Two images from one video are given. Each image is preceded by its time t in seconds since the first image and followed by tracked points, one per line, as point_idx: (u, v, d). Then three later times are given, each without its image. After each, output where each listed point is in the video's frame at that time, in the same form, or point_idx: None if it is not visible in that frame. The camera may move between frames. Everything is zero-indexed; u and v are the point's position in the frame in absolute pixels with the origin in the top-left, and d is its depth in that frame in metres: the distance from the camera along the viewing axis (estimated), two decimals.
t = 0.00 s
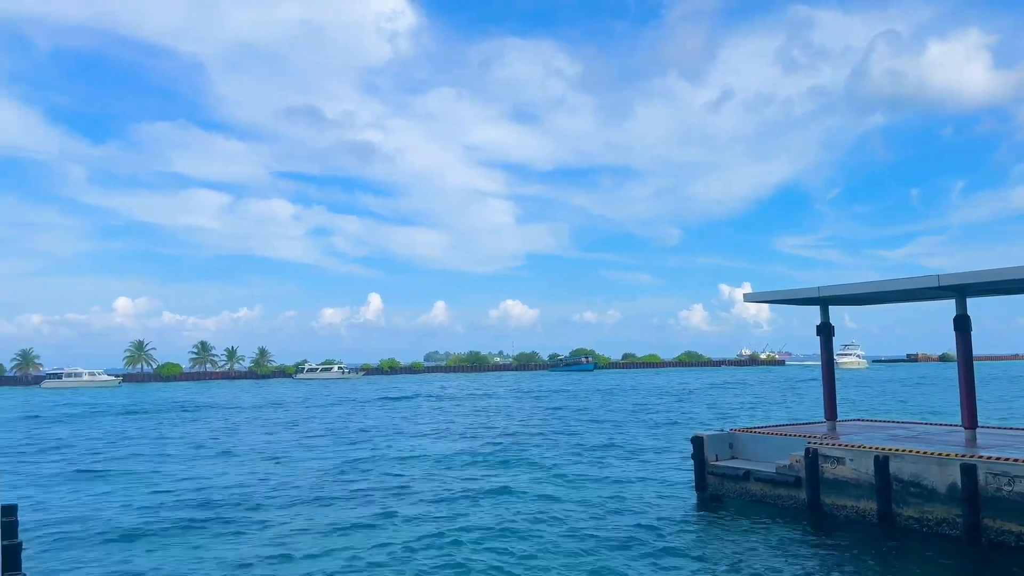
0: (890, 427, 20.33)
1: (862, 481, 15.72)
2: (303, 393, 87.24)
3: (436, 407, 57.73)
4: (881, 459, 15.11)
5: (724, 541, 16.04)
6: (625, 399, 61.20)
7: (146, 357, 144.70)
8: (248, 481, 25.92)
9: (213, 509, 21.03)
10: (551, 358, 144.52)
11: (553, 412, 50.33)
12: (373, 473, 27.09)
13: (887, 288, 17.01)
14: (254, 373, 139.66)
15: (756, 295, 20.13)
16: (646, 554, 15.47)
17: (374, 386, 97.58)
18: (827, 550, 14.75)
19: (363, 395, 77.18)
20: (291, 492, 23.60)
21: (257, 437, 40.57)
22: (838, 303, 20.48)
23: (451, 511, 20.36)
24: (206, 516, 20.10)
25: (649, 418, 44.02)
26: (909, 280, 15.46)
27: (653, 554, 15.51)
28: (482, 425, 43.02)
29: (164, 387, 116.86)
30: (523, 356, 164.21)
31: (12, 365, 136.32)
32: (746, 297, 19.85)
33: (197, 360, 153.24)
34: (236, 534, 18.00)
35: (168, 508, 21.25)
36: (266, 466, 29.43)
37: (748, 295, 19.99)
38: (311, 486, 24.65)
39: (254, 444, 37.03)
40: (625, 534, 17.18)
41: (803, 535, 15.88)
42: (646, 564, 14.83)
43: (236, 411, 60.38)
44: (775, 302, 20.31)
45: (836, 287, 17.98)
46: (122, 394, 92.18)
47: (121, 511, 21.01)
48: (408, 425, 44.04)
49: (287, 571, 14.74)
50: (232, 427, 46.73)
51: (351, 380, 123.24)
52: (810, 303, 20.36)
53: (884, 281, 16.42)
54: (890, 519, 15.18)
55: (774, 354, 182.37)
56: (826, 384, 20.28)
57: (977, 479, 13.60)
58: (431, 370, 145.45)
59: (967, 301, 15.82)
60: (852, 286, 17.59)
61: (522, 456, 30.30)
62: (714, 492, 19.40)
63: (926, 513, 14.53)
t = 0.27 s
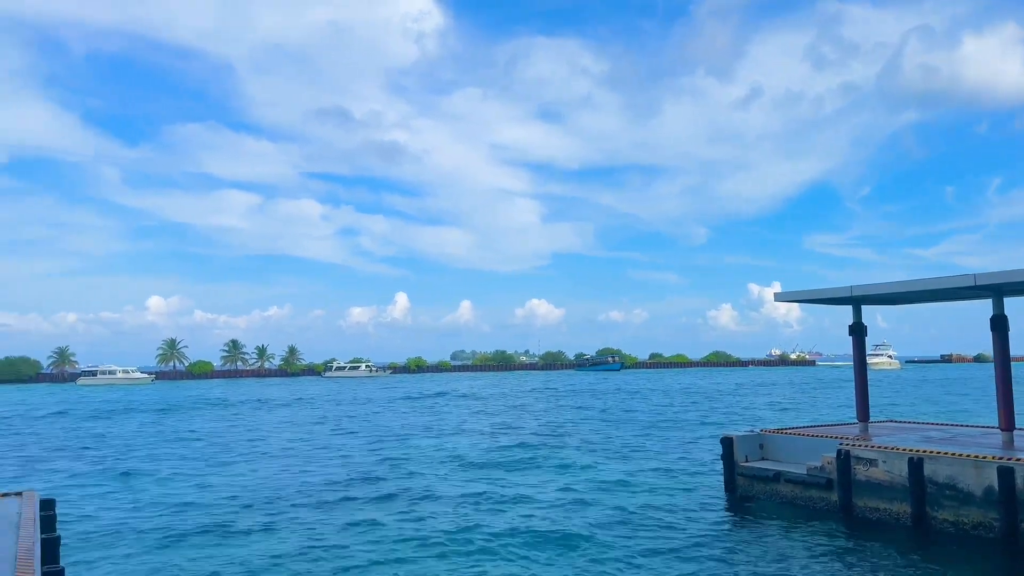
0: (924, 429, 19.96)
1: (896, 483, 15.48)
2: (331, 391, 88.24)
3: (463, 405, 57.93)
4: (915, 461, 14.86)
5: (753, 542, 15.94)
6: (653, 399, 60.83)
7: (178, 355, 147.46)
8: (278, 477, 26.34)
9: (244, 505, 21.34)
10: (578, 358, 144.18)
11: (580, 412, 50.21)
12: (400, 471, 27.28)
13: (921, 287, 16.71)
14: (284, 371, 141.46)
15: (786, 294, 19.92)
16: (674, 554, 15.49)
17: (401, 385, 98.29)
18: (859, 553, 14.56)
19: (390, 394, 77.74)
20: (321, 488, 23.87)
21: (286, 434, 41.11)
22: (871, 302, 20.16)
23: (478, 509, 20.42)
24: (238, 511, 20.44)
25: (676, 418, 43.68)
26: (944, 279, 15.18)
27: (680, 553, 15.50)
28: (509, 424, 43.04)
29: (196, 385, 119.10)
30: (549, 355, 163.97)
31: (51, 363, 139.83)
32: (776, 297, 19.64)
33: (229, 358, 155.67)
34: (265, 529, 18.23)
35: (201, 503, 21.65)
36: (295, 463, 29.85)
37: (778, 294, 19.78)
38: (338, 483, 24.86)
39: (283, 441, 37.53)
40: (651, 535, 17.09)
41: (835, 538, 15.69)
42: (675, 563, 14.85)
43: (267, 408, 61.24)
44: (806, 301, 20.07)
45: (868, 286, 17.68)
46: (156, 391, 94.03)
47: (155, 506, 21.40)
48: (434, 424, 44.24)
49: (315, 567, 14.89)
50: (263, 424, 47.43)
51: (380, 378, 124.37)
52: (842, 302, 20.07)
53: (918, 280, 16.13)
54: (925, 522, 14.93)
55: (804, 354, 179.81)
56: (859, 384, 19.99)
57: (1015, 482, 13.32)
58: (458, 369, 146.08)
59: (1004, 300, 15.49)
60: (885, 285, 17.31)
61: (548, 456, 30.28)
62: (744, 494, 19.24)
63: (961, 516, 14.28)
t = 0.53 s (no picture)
0: (963, 431, 19.56)
1: (934, 485, 15.20)
2: (362, 389, 89.04)
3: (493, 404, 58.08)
4: (954, 463, 14.58)
5: (786, 544, 15.79)
6: (684, 399, 60.36)
7: (213, 353, 150.08)
8: (311, 474, 26.72)
9: (277, 501, 21.68)
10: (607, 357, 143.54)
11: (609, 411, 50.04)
12: (431, 469, 27.48)
13: (960, 286, 16.37)
14: (316, 369, 143.16)
15: (820, 293, 19.66)
16: (705, 554, 15.44)
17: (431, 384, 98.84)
18: (896, 557, 14.33)
19: (420, 392, 78.22)
20: (353, 486, 24.16)
21: (318, 432, 41.66)
22: (908, 301, 19.81)
23: (508, 508, 20.47)
24: (272, 507, 20.80)
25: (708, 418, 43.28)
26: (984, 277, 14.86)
27: (711, 554, 15.44)
28: (538, 423, 43.07)
29: (230, 382, 121.15)
30: (579, 354, 163.52)
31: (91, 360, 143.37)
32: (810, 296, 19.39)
33: (262, 357, 157.99)
34: (297, 526, 18.46)
35: (236, 500, 22.07)
36: (327, 460, 30.26)
37: (812, 293, 19.53)
38: (369, 481, 25.06)
39: (316, 439, 38.03)
40: (680, 536, 16.96)
41: (871, 541, 15.46)
42: (706, 564, 14.79)
43: (299, 406, 62.08)
44: (840, 300, 19.79)
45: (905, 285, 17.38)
46: (191, 390, 95.87)
47: (192, 502, 21.81)
48: (465, 423, 44.42)
49: (344, 564, 15.02)
50: (295, 422, 48.09)
51: (410, 376, 125.26)
52: (878, 301, 19.75)
53: (956, 279, 15.82)
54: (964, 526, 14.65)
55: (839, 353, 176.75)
56: (895, 384, 19.66)
57: None
58: (487, 367, 146.46)
59: None
60: (922, 284, 17.00)
61: (578, 455, 30.23)
62: (777, 495, 19.04)
63: (1002, 520, 13.99)
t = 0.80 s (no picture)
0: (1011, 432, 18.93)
1: (978, 487, 14.74)
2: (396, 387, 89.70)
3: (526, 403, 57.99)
4: (999, 465, 14.12)
5: (823, 546, 15.47)
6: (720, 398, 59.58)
7: (251, 351, 152.68)
8: (345, 471, 26.97)
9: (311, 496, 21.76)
10: (641, 356, 142.46)
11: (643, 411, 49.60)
12: (463, 467, 27.52)
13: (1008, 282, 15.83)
14: (350, 367, 144.71)
15: (860, 290, 19.21)
16: (739, 555, 15.20)
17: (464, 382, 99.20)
18: (938, 560, 13.93)
19: (453, 390, 78.53)
20: (386, 483, 24.30)
21: (353, 430, 42.05)
22: (952, 298, 19.23)
23: (539, 507, 20.36)
24: (306, 503, 21.04)
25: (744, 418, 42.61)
26: None
27: (746, 555, 15.20)
28: (571, 423, 42.87)
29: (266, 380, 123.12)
30: (612, 353, 162.58)
31: (133, 358, 147.02)
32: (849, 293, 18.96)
33: (298, 354, 160.39)
34: (330, 522, 18.50)
35: (272, 495, 22.37)
36: (361, 457, 30.51)
37: (851, 291, 19.09)
38: (402, 479, 25.08)
39: (350, 437, 38.39)
40: (714, 538, 16.62)
41: (912, 543, 15.07)
42: (740, 564, 14.56)
43: (335, 404, 62.76)
44: (881, 297, 19.31)
45: (949, 282, 16.88)
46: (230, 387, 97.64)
47: (231, 497, 22.06)
48: (497, 421, 44.43)
49: (375, 561, 14.99)
50: (330, 420, 48.64)
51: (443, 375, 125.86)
52: (920, 298, 19.22)
53: (1003, 275, 15.30)
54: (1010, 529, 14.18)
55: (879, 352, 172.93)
56: (939, 383, 19.12)
57: None
58: (520, 366, 146.45)
59: None
60: (968, 280, 16.49)
61: (611, 455, 29.98)
62: (815, 496, 18.65)
63: None
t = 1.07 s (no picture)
0: None
1: None
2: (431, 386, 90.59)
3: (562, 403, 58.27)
4: None
5: (865, 543, 15.63)
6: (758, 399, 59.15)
7: (289, 350, 155.42)
8: (388, 465, 27.67)
9: (355, 485, 22.43)
10: (676, 356, 141.47)
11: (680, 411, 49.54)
12: (503, 461, 28.03)
13: None
14: (386, 367, 146.36)
15: (903, 289, 19.26)
16: (781, 545, 15.42)
17: (499, 381, 99.76)
18: (988, 562, 14.04)
19: (488, 390, 79.09)
20: (429, 474, 24.90)
21: (393, 427, 42.87)
22: (998, 297, 19.19)
23: (580, 495, 20.74)
24: (354, 492, 21.74)
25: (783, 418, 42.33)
26: None
27: (787, 546, 15.40)
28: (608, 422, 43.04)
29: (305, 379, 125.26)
30: (647, 352, 161.63)
31: (177, 357, 151.13)
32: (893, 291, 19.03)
33: (335, 354, 162.74)
34: (370, 507, 19.11)
35: (320, 486, 23.14)
36: (403, 453, 31.22)
37: (894, 289, 19.15)
38: (440, 471, 25.62)
39: (391, 434, 39.16)
40: (747, 530, 16.74)
41: (959, 545, 15.19)
42: (780, 553, 14.79)
43: (373, 403, 63.79)
44: (924, 295, 19.33)
45: (994, 279, 16.91)
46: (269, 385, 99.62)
47: (271, 490, 22.80)
48: (534, 420, 44.85)
49: (425, 538, 15.56)
50: (370, 418, 49.54)
51: (478, 374, 126.63)
52: (964, 296, 19.21)
53: None
54: None
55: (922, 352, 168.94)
56: (984, 382, 19.08)
57: None
58: (554, 366, 146.56)
59: None
60: (1013, 277, 16.50)
61: (649, 452, 30.16)
62: (857, 496, 18.76)
63: None
